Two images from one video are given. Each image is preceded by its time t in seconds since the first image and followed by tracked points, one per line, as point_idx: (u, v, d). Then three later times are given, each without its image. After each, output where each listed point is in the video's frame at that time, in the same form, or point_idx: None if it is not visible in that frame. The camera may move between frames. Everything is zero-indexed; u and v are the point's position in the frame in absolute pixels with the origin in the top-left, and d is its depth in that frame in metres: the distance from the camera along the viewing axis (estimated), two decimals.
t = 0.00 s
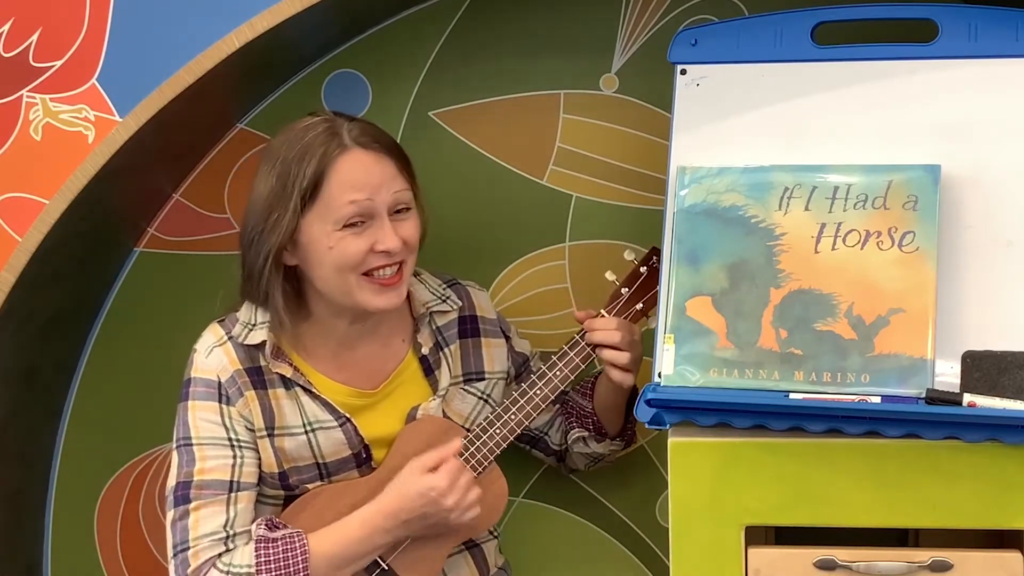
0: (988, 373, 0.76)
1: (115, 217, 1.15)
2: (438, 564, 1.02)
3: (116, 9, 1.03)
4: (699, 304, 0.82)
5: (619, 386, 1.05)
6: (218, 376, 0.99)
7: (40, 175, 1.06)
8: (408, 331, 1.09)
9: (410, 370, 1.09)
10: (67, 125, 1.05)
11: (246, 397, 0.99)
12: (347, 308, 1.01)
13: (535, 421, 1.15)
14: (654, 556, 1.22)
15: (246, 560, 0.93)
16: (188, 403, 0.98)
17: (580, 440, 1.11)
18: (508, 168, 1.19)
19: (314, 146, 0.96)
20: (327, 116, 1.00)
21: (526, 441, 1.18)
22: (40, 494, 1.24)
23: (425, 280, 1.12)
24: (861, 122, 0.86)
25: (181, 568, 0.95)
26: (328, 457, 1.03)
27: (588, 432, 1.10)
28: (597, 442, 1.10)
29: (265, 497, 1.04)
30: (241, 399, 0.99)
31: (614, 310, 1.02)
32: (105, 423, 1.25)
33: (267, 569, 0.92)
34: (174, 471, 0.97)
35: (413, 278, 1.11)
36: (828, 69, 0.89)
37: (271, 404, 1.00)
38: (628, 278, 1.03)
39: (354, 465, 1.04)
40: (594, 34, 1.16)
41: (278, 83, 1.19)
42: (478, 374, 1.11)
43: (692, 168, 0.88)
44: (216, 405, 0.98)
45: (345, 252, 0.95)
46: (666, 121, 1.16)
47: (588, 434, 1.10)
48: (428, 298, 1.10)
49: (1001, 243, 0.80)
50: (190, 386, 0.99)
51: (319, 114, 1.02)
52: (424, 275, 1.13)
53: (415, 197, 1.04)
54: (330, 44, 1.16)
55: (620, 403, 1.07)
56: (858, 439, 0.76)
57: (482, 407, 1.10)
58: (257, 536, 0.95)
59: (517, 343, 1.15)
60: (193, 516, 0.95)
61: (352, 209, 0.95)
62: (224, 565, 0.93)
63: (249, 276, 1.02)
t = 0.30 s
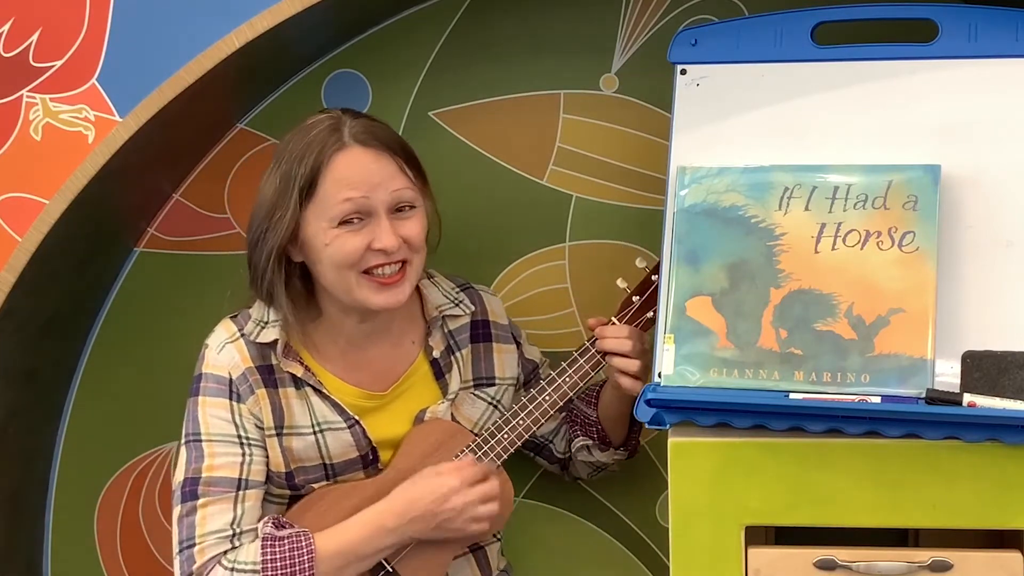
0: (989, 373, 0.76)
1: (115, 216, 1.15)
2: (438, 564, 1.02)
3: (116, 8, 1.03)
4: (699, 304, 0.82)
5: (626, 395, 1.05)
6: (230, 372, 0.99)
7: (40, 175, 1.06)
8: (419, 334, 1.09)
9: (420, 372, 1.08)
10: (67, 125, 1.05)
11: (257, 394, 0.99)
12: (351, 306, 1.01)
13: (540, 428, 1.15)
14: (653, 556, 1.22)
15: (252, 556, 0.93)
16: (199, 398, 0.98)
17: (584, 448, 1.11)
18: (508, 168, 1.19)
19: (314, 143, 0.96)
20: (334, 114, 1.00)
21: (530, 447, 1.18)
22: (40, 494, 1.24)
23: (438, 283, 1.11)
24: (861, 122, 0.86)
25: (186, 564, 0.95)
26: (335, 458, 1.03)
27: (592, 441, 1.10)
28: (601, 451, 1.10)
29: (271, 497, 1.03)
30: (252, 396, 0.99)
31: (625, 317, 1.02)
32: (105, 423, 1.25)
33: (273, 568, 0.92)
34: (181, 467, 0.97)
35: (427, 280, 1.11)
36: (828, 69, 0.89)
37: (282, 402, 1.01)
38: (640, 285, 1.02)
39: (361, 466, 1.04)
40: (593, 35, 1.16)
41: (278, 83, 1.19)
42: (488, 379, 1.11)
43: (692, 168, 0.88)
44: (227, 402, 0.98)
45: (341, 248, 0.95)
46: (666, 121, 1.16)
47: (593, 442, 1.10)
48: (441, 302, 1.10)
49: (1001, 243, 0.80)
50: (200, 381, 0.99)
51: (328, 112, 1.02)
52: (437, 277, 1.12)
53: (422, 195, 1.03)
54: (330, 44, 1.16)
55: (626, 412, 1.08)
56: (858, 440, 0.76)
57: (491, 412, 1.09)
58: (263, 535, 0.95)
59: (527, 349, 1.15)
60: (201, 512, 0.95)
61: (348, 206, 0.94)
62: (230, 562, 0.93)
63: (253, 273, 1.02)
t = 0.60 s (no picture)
0: (989, 373, 0.76)
1: (115, 216, 1.15)
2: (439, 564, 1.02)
3: (116, 9, 1.03)
4: (699, 304, 0.82)
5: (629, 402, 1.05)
6: (236, 370, 0.99)
7: (40, 175, 1.06)
8: (426, 335, 1.09)
9: (427, 373, 1.09)
10: (67, 125, 1.05)
11: (263, 393, 0.99)
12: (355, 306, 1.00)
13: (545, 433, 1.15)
14: (654, 556, 1.22)
15: (256, 563, 0.93)
16: (205, 396, 0.98)
17: (586, 454, 1.11)
18: (508, 168, 1.19)
19: (312, 140, 0.96)
20: (332, 111, 1.00)
21: (534, 451, 1.18)
22: (40, 494, 1.24)
23: (446, 284, 1.11)
24: (861, 122, 0.86)
25: (190, 563, 0.95)
26: (340, 458, 1.03)
27: (595, 446, 1.10)
28: (603, 456, 1.10)
29: (275, 496, 1.04)
30: (259, 395, 0.99)
31: (633, 322, 1.01)
32: (105, 423, 1.25)
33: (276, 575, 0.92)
34: (185, 465, 0.98)
35: (435, 282, 1.11)
36: (828, 69, 0.89)
37: (287, 401, 1.01)
38: (648, 289, 1.02)
39: (365, 466, 1.05)
40: (593, 34, 1.16)
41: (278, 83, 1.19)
42: (495, 383, 1.11)
43: (692, 168, 0.88)
44: (233, 400, 0.98)
45: (341, 246, 0.95)
46: (666, 121, 1.16)
47: (595, 448, 1.10)
48: (449, 304, 1.09)
49: (1001, 243, 0.80)
50: (207, 379, 0.99)
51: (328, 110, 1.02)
52: (446, 279, 1.12)
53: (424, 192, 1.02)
54: (330, 44, 1.16)
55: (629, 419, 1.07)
56: (858, 440, 0.76)
57: (497, 416, 1.09)
58: (267, 541, 0.95)
59: (535, 353, 1.15)
60: (205, 511, 0.95)
61: (346, 202, 0.94)
62: (234, 565, 0.93)
63: (257, 275, 1.02)
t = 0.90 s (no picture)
0: (989, 373, 0.76)
1: (115, 217, 1.15)
2: (439, 564, 1.02)
3: (116, 9, 1.03)
4: (699, 304, 0.82)
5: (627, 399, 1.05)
6: (234, 371, 0.99)
7: (40, 176, 1.06)
8: (423, 335, 1.09)
9: (423, 374, 1.08)
10: (67, 125, 1.05)
11: (261, 394, 0.99)
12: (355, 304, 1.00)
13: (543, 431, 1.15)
14: (653, 556, 1.22)
15: (254, 561, 0.93)
16: (202, 397, 0.98)
17: (584, 452, 1.11)
18: (508, 168, 1.19)
19: (313, 137, 0.96)
20: (332, 109, 1.00)
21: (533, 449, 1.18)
22: (40, 494, 1.24)
23: (443, 284, 1.11)
24: (861, 122, 0.86)
25: (189, 564, 0.95)
26: (339, 458, 1.03)
27: (592, 445, 1.10)
28: (601, 455, 1.10)
29: (274, 496, 1.04)
30: (256, 396, 0.99)
31: (630, 321, 1.02)
32: (105, 423, 1.25)
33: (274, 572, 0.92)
34: (184, 466, 0.97)
35: (432, 281, 1.11)
36: (828, 69, 0.89)
37: (285, 402, 1.01)
38: (645, 288, 1.03)
39: (363, 466, 1.05)
40: (593, 35, 1.16)
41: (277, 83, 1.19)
42: (493, 381, 1.11)
43: (692, 168, 0.88)
44: (230, 401, 0.98)
45: (342, 242, 0.95)
46: (666, 121, 1.16)
47: (592, 446, 1.10)
48: (446, 303, 1.09)
49: (1001, 243, 0.80)
50: (204, 380, 0.99)
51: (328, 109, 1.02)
52: (443, 278, 1.12)
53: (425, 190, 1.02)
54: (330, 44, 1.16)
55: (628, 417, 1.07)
56: (857, 440, 0.76)
57: (495, 414, 1.10)
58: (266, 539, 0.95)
59: (532, 352, 1.15)
60: (204, 513, 0.95)
61: (347, 197, 0.94)
62: (232, 565, 0.93)
63: (258, 273, 1.02)
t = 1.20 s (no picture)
0: (989, 373, 0.76)
1: (114, 217, 1.15)
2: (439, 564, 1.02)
3: (116, 9, 1.03)
4: (698, 304, 0.82)
5: (614, 390, 1.06)
6: (218, 376, 0.99)
7: (40, 176, 1.06)
8: (408, 333, 1.09)
9: (409, 372, 1.08)
10: (67, 125, 1.05)
11: (246, 397, 0.99)
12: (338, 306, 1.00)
13: (532, 426, 1.15)
14: (654, 556, 1.22)
15: (243, 563, 0.93)
16: (188, 403, 0.98)
17: (574, 446, 1.11)
18: (508, 168, 1.19)
19: (299, 141, 0.96)
20: (316, 111, 1.00)
21: (523, 444, 1.18)
22: (40, 494, 1.24)
23: (427, 282, 1.12)
24: (861, 122, 0.86)
25: (179, 569, 0.95)
26: (328, 458, 1.03)
27: (582, 438, 1.10)
28: (591, 448, 1.10)
29: (264, 499, 1.04)
30: (241, 399, 0.99)
31: (614, 311, 1.02)
32: (105, 423, 1.25)
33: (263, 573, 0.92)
34: (173, 471, 0.97)
35: (415, 279, 1.11)
36: (828, 69, 0.89)
37: (271, 404, 1.00)
38: (628, 278, 1.03)
39: (354, 467, 1.04)
40: (593, 35, 1.16)
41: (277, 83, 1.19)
42: (479, 377, 1.11)
43: (692, 168, 0.88)
44: (216, 405, 0.98)
45: (329, 247, 0.95)
46: (665, 121, 1.16)
47: (582, 440, 1.10)
48: (430, 301, 1.10)
49: (1001, 243, 0.80)
50: (190, 385, 0.99)
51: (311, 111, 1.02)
52: (426, 276, 1.13)
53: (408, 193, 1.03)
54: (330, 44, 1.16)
55: (615, 409, 1.08)
56: (858, 440, 0.76)
57: (483, 409, 1.10)
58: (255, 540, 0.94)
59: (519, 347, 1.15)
60: (192, 517, 0.95)
61: (334, 203, 0.94)
62: (222, 568, 0.93)
63: (243, 274, 1.02)
